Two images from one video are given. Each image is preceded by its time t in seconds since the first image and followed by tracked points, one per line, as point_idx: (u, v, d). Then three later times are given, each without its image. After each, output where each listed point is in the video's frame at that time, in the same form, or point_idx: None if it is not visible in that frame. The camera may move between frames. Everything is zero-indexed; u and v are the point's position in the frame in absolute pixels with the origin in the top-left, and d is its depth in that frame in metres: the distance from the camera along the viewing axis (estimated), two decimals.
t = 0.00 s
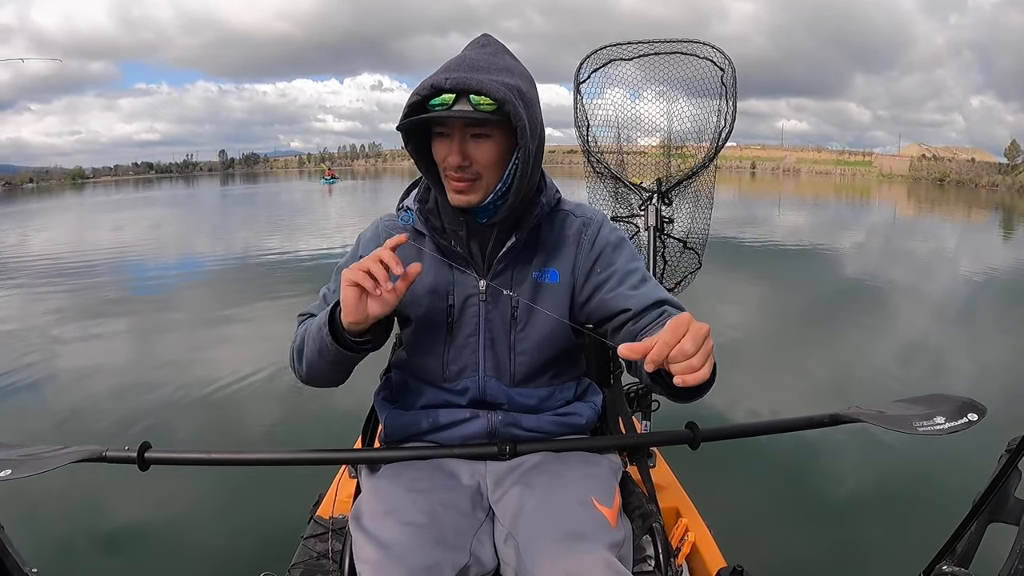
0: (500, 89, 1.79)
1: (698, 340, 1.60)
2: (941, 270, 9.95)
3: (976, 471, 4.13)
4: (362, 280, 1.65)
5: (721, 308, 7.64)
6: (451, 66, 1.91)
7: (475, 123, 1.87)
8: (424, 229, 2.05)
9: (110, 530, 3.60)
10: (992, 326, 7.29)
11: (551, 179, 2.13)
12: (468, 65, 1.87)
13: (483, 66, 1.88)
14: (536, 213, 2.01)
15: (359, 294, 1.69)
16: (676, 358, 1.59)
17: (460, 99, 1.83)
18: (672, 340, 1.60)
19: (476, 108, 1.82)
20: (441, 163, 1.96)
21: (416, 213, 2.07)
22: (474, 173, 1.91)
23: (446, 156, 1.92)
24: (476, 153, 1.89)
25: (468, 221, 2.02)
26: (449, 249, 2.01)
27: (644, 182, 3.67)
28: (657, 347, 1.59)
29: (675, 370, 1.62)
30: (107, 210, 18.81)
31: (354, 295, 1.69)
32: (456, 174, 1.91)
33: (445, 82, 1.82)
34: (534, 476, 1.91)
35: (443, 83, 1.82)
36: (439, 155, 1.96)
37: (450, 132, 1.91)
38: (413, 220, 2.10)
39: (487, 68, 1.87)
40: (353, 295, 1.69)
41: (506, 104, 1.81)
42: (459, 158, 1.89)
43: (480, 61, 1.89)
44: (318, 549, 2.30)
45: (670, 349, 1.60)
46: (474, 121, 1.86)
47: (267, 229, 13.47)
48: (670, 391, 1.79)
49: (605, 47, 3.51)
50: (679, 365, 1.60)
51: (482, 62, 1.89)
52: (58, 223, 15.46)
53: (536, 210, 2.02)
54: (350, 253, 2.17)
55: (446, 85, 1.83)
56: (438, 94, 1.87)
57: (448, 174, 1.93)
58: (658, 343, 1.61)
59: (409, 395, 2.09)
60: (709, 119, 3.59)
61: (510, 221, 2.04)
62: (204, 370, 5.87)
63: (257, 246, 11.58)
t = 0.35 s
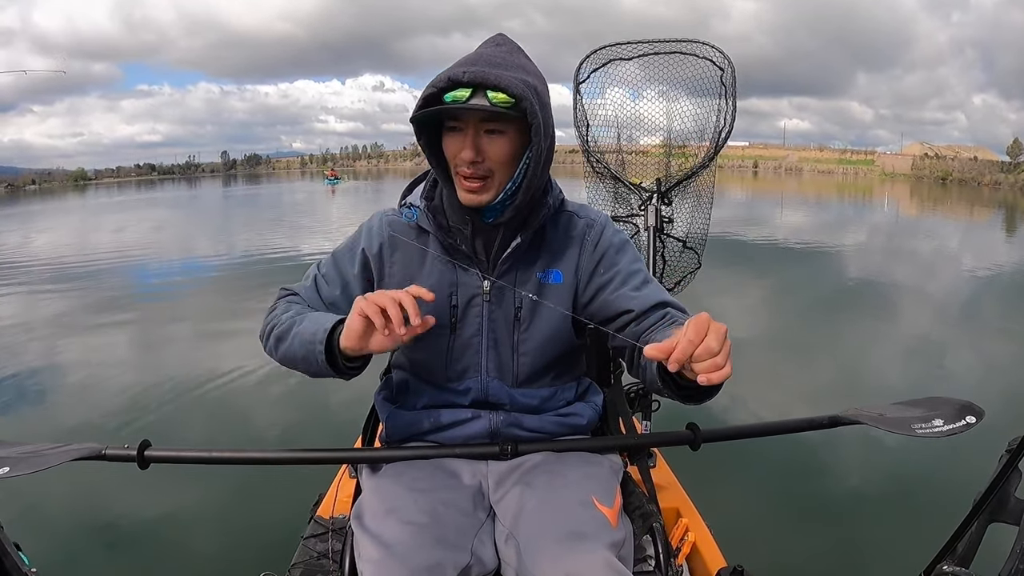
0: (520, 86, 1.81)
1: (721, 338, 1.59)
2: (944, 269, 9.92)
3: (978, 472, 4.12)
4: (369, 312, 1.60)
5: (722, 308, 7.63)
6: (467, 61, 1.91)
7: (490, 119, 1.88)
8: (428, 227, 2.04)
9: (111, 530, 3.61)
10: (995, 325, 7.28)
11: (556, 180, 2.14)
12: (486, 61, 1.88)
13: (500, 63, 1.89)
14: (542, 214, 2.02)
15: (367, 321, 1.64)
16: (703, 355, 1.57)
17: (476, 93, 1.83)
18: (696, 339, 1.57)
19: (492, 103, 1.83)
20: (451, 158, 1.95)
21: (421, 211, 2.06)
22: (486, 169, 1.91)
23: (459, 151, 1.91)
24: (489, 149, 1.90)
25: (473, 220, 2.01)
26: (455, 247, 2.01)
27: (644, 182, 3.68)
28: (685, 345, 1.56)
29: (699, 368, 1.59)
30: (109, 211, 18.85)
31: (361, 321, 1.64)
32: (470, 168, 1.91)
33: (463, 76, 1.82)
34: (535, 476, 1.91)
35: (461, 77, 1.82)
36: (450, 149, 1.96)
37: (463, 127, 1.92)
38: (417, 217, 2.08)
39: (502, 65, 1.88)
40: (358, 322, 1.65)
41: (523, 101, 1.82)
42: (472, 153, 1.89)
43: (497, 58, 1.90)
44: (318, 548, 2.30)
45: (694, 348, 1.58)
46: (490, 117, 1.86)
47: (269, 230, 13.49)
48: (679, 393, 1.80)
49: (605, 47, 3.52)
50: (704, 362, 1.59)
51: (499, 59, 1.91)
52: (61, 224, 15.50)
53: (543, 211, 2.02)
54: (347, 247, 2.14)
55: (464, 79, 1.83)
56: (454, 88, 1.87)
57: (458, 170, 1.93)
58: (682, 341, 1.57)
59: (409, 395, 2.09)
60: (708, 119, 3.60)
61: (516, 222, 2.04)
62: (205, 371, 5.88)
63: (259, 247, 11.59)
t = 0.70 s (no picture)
0: (505, 88, 1.80)
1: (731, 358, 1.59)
2: (946, 267, 9.90)
3: (979, 470, 4.12)
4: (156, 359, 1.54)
5: (724, 307, 7.62)
6: (453, 63, 1.90)
7: (478, 122, 1.88)
8: (425, 229, 2.04)
9: (112, 531, 3.61)
10: (997, 323, 7.26)
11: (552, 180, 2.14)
12: (471, 63, 1.87)
13: (486, 64, 1.88)
14: (540, 215, 2.02)
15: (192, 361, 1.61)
16: (711, 376, 1.55)
17: (463, 96, 1.84)
18: (707, 359, 1.56)
19: (480, 107, 1.83)
20: (442, 162, 1.96)
21: (417, 212, 2.05)
22: (478, 173, 1.92)
23: (449, 156, 1.92)
24: (479, 152, 1.90)
25: (470, 223, 2.00)
26: (453, 250, 2.00)
27: (644, 181, 3.67)
28: (694, 366, 1.55)
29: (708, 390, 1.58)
30: (111, 212, 18.86)
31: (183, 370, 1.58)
32: (460, 172, 1.92)
33: (448, 80, 1.82)
34: (534, 476, 1.91)
35: (446, 81, 1.82)
36: (440, 154, 1.96)
37: (452, 131, 1.92)
38: (412, 219, 2.07)
39: (489, 66, 1.88)
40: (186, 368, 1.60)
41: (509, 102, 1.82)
42: (462, 158, 1.90)
43: (482, 59, 1.90)
44: (318, 548, 2.30)
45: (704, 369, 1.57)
46: (477, 119, 1.86)
47: (270, 230, 13.49)
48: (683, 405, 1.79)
49: (605, 47, 3.51)
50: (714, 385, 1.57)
51: (484, 58, 1.90)
52: (62, 225, 15.51)
53: (540, 212, 2.02)
54: (341, 236, 2.11)
55: (449, 84, 1.83)
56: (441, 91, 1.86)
57: (450, 173, 1.94)
58: (693, 361, 1.57)
59: (409, 396, 2.09)
60: (708, 118, 3.59)
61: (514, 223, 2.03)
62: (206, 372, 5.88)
63: (260, 247, 11.59)
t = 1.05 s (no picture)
0: (543, 103, 1.87)
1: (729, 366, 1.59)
2: (947, 277, 9.90)
3: (978, 478, 4.11)
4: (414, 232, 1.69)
5: (725, 312, 7.62)
6: (477, 72, 1.87)
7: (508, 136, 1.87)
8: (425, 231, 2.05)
9: (111, 527, 3.61)
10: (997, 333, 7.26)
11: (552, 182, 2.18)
12: (502, 76, 1.88)
13: (514, 76, 1.90)
14: (537, 214, 2.04)
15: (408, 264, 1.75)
16: (708, 386, 1.55)
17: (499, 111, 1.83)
18: (703, 368, 1.56)
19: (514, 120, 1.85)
20: (463, 172, 1.91)
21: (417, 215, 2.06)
22: (503, 184, 1.90)
23: (476, 170, 1.87)
24: (507, 166, 1.88)
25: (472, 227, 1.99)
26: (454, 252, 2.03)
27: (644, 182, 3.68)
28: (691, 377, 1.55)
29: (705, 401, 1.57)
30: (114, 206, 18.88)
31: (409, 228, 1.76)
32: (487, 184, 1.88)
33: (487, 94, 1.81)
34: (534, 476, 1.91)
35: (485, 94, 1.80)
36: (461, 167, 1.90)
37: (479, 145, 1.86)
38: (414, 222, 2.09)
39: (516, 78, 1.90)
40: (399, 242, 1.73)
41: (545, 116, 1.89)
42: (493, 172, 1.86)
43: (508, 70, 1.90)
44: (318, 548, 2.30)
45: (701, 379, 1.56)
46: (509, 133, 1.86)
47: (273, 227, 13.51)
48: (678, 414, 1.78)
49: (604, 48, 3.52)
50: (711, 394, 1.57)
51: (509, 71, 1.91)
52: (64, 219, 15.51)
53: (538, 212, 2.04)
54: (344, 241, 2.12)
55: (487, 97, 1.81)
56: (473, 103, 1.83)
57: (472, 184, 1.90)
58: (689, 371, 1.57)
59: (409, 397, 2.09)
60: (708, 119, 3.59)
61: (514, 225, 2.03)
62: (207, 368, 5.89)
63: (262, 244, 11.60)
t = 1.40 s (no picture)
0: (537, 91, 1.88)
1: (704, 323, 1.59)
2: (949, 274, 9.86)
3: (980, 476, 4.10)
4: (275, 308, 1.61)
5: (727, 310, 7.62)
6: (471, 66, 1.89)
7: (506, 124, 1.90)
8: (421, 228, 2.04)
9: (113, 529, 3.62)
10: (1000, 330, 7.24)
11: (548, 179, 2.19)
12: (496, 67, 1.90)
13: (506, 67, 1.92)
14: (531, 209, 2.03)
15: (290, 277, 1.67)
16: (684, 342, 1.56)
17: (495, 100, 1.85)
18: (679, 327, 1.57)
19: (510, 108, 1.86)
20: (463, 165, 1.92)
21: (414, 213, 2.06)
22: (503, 172, 1.93)
23: (476, 159, 1.89)
24: (506, 154, 1.91)
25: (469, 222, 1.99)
26: (450, 247, 1.99)
27: (644, 182, 3.68)
28: (666, 334, 1.56)
29: (686, 358, 1.57)
30: (116, 208, 18.91)
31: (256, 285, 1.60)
32: (488, 173, 1.91)
33: (484, 84, 1.82)
34: (534, 476, 1.91)
35: (481, 84, 1.82)
36: (460, 158, 1.92)
37: (478, 135, 1.88)
38: (411, 221, 2.08)
39: (508, 69, 1.91)
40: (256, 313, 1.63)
41: (539, 103, 1.90)
42: (494, 160, 1.88)
43: (501, 61, 1.93)
44: (318, 549, 2.30)
45: (678, 338, 1.57)
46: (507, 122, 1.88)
47: (274, 228, 13.51)
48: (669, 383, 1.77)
49: (604, 47, 3.51)
50: (691, 350, 1.56)
51: (502, 64, 1.94)
52: (67, 220, 15.54)
53: (532, 206, 2.03)
54: (345, 241, 2.14)
55: (484, 87, 1.82)
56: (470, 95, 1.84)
57: (472, 175, 1.92)
58: (665, 332, 1.57)
59: (407, 395, 2.09)
60: (708, 119, 3.58)
61: (509, 219, 2.04)
62: (208, 369, 5.89)
63: (264, 244, 11.61)
